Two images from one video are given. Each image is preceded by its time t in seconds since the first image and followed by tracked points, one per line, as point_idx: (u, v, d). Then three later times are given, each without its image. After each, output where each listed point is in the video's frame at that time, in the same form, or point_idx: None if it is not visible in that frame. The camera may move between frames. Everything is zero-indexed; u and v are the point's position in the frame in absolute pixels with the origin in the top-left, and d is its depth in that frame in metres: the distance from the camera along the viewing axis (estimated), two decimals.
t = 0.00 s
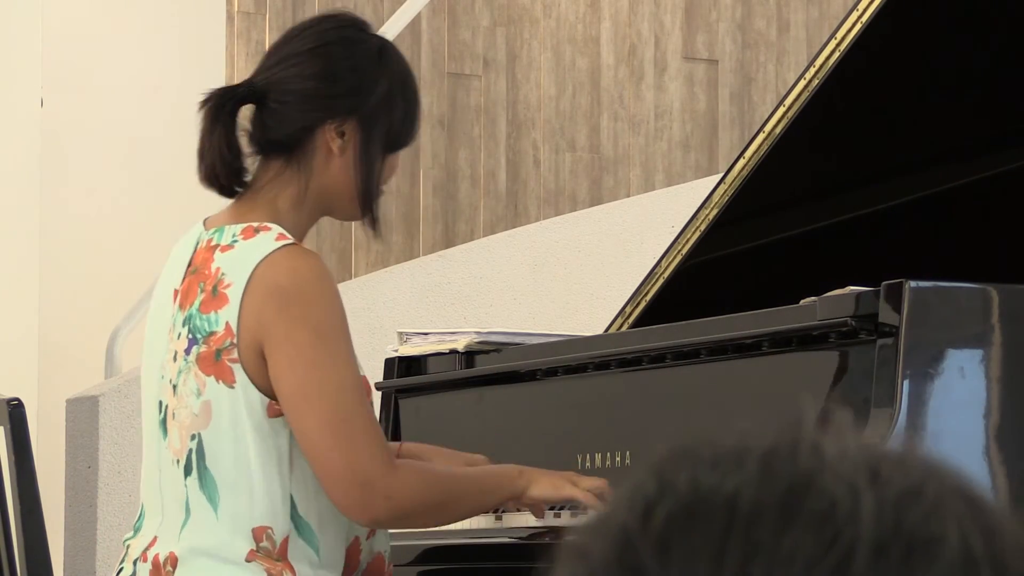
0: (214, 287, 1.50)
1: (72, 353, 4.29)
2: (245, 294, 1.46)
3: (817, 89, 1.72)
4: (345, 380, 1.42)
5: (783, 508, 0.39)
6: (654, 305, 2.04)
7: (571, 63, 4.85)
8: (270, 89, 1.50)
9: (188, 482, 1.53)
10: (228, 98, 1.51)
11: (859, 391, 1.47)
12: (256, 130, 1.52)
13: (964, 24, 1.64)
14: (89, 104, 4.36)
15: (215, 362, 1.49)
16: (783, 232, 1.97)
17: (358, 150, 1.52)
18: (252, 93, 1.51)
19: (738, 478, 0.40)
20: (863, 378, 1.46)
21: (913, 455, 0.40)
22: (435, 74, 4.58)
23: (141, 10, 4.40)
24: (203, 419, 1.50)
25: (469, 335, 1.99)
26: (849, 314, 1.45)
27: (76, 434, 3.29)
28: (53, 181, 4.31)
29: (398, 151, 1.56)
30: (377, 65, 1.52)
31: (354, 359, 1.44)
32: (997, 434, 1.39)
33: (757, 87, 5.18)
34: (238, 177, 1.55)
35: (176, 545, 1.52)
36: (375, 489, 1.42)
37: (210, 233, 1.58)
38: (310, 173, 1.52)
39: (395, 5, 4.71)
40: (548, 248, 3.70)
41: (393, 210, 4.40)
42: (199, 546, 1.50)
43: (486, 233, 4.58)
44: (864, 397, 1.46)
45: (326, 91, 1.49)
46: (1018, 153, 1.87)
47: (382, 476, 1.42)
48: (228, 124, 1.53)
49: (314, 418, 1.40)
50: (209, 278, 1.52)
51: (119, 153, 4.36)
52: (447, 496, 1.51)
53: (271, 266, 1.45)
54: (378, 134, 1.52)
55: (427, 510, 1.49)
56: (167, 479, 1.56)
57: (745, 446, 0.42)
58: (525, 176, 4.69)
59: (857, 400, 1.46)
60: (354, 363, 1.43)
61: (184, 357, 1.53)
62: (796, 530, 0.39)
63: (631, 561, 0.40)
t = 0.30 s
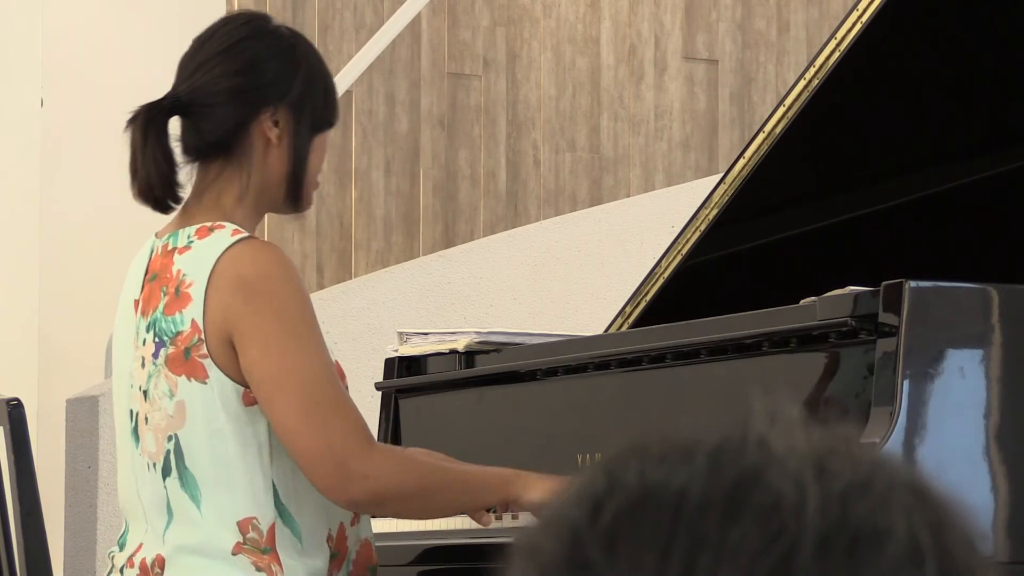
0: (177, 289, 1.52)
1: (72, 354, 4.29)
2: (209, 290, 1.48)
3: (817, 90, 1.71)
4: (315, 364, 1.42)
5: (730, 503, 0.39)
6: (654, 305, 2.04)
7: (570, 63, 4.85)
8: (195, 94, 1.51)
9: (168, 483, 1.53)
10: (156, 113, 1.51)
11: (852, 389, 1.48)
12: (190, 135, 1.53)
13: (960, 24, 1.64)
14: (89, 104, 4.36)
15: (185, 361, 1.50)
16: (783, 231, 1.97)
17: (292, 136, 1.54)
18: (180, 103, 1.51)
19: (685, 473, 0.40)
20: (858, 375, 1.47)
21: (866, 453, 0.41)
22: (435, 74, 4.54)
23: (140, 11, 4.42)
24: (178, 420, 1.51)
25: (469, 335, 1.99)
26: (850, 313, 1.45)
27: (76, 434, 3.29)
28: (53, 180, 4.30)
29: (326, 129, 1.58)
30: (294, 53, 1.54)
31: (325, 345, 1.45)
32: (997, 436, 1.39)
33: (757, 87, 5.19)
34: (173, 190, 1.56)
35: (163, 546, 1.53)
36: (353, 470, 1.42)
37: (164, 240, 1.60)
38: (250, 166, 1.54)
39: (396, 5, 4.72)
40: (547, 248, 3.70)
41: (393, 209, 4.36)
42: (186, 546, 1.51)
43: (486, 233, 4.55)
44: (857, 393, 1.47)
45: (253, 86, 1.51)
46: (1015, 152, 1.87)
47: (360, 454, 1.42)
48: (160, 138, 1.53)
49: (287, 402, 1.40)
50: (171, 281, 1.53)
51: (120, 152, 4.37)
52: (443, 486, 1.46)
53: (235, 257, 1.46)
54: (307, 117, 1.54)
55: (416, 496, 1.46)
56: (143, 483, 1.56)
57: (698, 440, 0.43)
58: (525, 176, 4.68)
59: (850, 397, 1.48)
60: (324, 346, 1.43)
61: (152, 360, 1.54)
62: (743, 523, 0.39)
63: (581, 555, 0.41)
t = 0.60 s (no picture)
0: (164, 284, 1.51)
1: (73, 355, 4.28)
2: (197, 285, 1.48)
3: (817, 90, 1.71)
4: (311, 352, 1.44)
5: (675, 505, 0.39)
6: (654, 305, 2.04)
7: (570, 63, 4.85)
8: (164, 95, 1.54)
9: (161, 478, 1.52)
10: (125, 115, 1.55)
11: (840, 394, 1.49)
12: (160, 136, 1.55)
13: (959, 23, 1.64)
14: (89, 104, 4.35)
15: (175, 355, 1.49)
16: (783, 230, 1.97)
17: (262, 133, 1.54)
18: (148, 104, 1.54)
19: (635, 474, 0.40)
20: (851, 380, 1.48)
21: (812, 451, 0.41)
22: (435, 75, 4.54)
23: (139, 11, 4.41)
24: (170, 413, 1.50)
25: (469, 335, 1.99)
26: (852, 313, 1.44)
27: (76, 435, 3.29)
28: (54, 180, 4.30)
29: (301, 131, 1.58)
30: (261, 53, 1.55)
31: (316, 334, 1.46)
32: (997, 436, 1.39)
33: (757, 87, 5.19)
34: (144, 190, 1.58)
35: (157, 544, 1.52)
36: (361, 454, 1.43)
37: (147, 241, 1.59)
38: (221, 164, 1.54)
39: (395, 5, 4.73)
40: (547, 248, 3.70)
41: (393, 209, 4.38)
42: (183, 542, 1.50)
43: (486, 233, 4.55)
44: (845, 398, 1.48)
45: (219, 84, 1.52)
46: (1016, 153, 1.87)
47: (363, 439, 1.44)
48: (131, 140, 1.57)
49: (288, 394, 1.42)
50: (158, 277, 1.53)
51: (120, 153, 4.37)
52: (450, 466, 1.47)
53: (222, 253, 1.47)
54: (276, 115, 1.54)
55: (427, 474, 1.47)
56: (132, 481, 1.55)
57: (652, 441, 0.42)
58: (525, 175, 4.69)
59: (838, 401, 1.49)
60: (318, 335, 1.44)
61: (140, 357, 1.53)
62: (689, 523, 0.39)
63: (528, 553, 0.41)
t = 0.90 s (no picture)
0: (179, 286, 1.51)
1: (72, 355, 4.28)
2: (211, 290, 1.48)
3: (817, 90, 1.71)
4: (325, 363, 1.44)
5: (639, 514, 0.40)
6: (654, 305, 2.04)
7: (571, 63, 4.83)
8: (195, 93, 1.54)
9: (168, 480, 1.52)
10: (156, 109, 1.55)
11: (841, 398, 1.49)
12: (189, 134, 1.56)
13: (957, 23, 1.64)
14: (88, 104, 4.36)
15: (187, 358, 1.49)
16: (784, 230, 1.97)
17: (290, 139, 1.54)
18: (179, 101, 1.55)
19: (601, 481, 0.41)
20: (851, 383, 1.48)
21: (778, 464, 0.42)
22: (435, 75, 4.57)
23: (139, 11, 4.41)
24: (180, 416, 1.50)
25: (469, 335, 1.99)
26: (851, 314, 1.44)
27: (76, 434, 3.29)
28: (54, 179, 4.30)
29: (330, 139, 1.57)
30: (296, 56, 1.54)
31: (328, 343, 1.46)
32: (997, 436, 1.39)
33: (757, 87, 5.19)
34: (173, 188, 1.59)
35: (162, 545, 1.52)
36: (366, 465, 1.44)
37: (166, 240, 1.59)
38: (247, 167, 1.55)
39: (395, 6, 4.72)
40: (547, 247, 3.69)
41: (393, 209, 4.40)
42: (186, 544, 1.50)
43: (486, 233, 4.56)
44: (846, 401, 1.48)
45: (251, 86, 1.52)
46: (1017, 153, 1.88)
47: (370, 450, 1.44)
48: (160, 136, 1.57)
49: (301, 404, 1.42)
50: (173, 279, 1.53)
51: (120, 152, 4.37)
52: (449, 465, 1.51)
53: (236, 259, 1.46)
54: (307, 121, 1.54)
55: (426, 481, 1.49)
56: (141, 482, 1.56)
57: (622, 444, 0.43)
58: (525, 175, 4.67)
59: (840, 404, 1.49)
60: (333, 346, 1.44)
61: (152, 358, 1.53)
62: (651, 531, 0.40)
63: (491, 554, 0.42)
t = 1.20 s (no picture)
0: (178, 287, 1.51)
1: (75, 355, 4.28)
2: (209, 288, 1.48)
3: (817, 89, 1.71)
4: (323, 361, 1.44)
5: (621, 523, 0.40)
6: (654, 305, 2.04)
7: (571, 63, 4.82)
8: (188, 92, 1.53)
9: (168, 480, 1.52)
10: (149, 108, 1.54)
11: (842, 394, 1.48)
12: (181, 133, 1.55)
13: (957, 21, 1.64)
14: (89, 105, 4.35)
15: (187, 358, 1.49)
16: (785, 230, 1.96)
17: (285, 137, 1.54)
18: (173, 99, 1.53)
19: (583, 488, 0.40)
20: (852, 380, 1.48)
21: (758, 469, 0.41)
22: (435, 75, 4.57)
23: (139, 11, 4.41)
24: (180, 417, 1.50)
25: (469, 335, 1.99)
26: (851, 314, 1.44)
27: (76, 435, 3.28)
28: (53, 179, 4.30)
29: (323, 137, 1.58)
30: (290, 55, 1.54)
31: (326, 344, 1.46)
32: (997, 436, 1.39)
33: (757, 87, 5.19)
34: (165, 187, 1.58)
35: (162, 546, 1.52)
36: (364, 464, 1.44)
37: (162, 241, 1.59)
38: (241, 165, 1.55)
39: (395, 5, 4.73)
40: (547, 248, 3.70)
41: (394, 208, 4.41)
42: (186, 544, 1.50)
43: (486, 233, 4.57)
44: (847, 399, 1.48)
45: (245, 85, 1.51)
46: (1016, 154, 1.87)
47: (369, 450, 1.45)
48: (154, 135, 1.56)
49: (299, 400, 1.42)
50: (172, 279, 1.53)
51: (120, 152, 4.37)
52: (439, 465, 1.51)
53: (235, 257, 1.47)
54: (301, 120, 1.54)
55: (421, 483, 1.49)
56: (142, 482, 1.56)
57: (603, 451, 0.42)
58: (525, 176, 4.67)
59: (841, 402, 1.48)
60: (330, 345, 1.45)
61: (152, 359, 1.53)
62: (629, 542, 0.39)
63: (472, 561, 0.41)
